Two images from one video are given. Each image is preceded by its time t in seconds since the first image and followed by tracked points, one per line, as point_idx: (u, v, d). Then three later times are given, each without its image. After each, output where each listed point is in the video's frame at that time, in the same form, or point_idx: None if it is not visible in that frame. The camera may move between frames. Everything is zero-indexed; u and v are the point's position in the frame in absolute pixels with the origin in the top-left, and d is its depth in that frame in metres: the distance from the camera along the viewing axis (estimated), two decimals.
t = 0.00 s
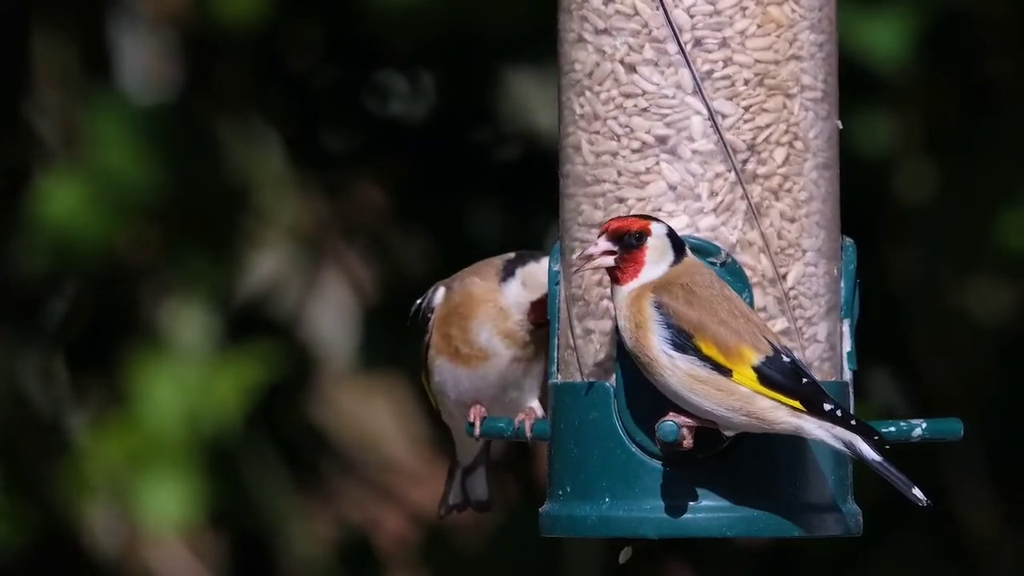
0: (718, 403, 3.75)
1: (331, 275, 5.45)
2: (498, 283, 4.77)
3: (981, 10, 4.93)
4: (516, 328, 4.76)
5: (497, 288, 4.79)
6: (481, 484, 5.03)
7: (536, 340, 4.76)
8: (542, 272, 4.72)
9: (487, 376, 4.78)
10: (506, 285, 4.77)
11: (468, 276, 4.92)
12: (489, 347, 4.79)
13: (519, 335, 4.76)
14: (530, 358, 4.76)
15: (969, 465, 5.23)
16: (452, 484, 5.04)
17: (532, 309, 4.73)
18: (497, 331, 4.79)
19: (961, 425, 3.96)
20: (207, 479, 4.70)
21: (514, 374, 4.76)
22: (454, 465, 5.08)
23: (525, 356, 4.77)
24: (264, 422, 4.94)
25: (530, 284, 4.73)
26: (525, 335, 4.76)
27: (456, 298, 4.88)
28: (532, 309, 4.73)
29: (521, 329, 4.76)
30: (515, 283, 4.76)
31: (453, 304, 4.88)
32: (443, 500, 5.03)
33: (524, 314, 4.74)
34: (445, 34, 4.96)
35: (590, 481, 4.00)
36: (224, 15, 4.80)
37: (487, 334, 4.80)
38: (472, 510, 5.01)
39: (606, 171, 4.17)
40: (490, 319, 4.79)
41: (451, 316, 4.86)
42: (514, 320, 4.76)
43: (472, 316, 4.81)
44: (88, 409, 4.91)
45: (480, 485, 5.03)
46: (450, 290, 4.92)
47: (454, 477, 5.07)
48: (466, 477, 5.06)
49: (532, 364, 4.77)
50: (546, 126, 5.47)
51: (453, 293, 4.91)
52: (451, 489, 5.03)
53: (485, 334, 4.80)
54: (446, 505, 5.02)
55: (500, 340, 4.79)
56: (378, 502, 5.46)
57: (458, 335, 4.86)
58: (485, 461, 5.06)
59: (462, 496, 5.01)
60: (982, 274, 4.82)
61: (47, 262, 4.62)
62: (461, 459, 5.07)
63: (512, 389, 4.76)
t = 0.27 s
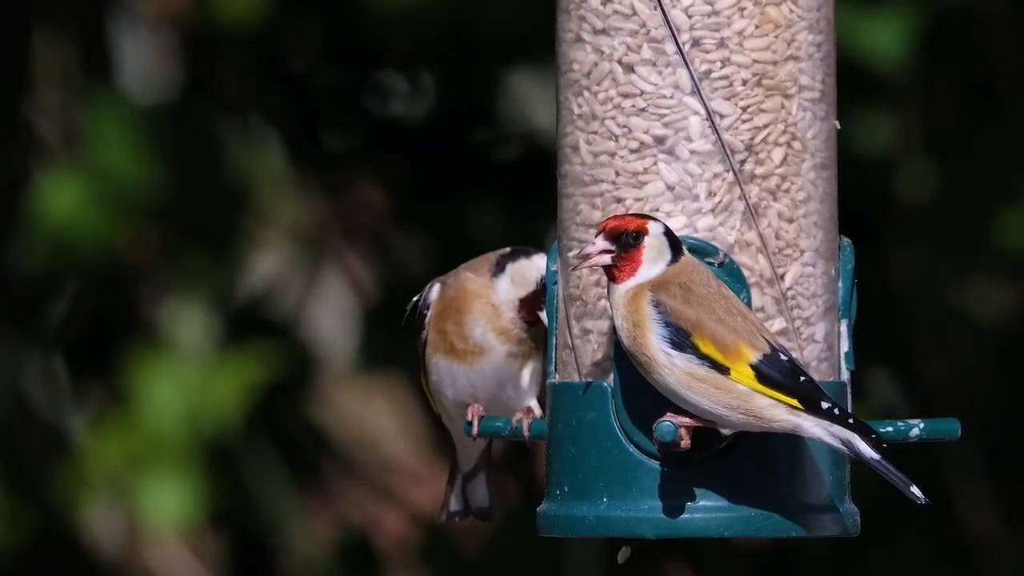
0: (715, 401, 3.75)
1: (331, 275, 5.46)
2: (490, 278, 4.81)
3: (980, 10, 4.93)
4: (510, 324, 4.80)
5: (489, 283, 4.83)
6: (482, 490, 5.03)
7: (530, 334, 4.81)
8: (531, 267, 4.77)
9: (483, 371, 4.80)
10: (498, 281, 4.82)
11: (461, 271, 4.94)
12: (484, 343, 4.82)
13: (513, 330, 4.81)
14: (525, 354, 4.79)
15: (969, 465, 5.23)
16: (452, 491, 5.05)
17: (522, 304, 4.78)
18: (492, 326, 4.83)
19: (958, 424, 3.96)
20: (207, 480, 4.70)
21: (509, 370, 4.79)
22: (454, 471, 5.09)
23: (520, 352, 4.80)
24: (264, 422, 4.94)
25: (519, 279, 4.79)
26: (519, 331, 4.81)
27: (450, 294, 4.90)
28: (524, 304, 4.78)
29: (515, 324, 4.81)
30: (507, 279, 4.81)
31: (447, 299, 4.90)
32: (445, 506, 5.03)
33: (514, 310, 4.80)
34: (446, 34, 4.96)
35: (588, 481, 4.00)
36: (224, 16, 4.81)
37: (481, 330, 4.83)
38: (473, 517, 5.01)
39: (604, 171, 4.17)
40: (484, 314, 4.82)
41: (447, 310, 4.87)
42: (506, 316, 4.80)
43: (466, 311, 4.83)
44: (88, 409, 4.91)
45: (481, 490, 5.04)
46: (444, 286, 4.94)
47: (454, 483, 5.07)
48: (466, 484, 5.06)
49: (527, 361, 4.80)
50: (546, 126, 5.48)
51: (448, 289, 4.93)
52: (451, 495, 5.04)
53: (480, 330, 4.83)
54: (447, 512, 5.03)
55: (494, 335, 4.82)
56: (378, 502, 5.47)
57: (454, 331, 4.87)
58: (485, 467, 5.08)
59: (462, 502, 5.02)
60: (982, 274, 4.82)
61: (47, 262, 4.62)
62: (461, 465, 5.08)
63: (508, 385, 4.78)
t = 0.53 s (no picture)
0: (714, 401, 3.75)
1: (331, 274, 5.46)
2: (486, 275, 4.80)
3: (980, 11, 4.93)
4: (509, 319, 4.78)
5: (486, 280, 4.82)
6: (481, 488, 4.99)
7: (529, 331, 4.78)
8: (529, 261, 4.74)
9: (483, 370, 4.78)
10: (495, 277, 4.80)
11: (458, 270, 4.95)
12: (484, 340, 4.80)
13: (513, 326, 4.78)
14: (525, 351, 4.76)
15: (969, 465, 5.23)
16: (452, 489, 5.01)
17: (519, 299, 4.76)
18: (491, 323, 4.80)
19: (957, 424, 3.95)
20: (207, 480, 4.69)
21: (510, 368, 4.76)
22: (454, 469, 5.05)
23: (521, 349, 4.77)
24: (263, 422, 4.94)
25: (516, 273, 4.76)
26: (519, 327, 4.78)
27: (449, 293, 4.91)
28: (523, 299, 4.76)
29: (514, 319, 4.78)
30: (502, 275, 4.79)
31: (446, 299, 4.91)
32: (444, 505, 5.00)
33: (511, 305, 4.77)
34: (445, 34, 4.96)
35: (586, 481, 4.00)
36: (224, 16, 4.81)
37: (481, 328, 4.81)
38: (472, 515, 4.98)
39: (603, 171, 4.17)
40: (484, 311, 4.80)
41: (445, 310, 4.88)
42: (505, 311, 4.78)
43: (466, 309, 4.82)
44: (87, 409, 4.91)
45: (480, 488, 5.00)
46: (442, 285, 4.95)
47: (453, 482, 5.03)
48: (466, 482, 5.02)
49: (528, 358, 4.76)
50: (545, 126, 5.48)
51: (446, 289, 4.93)
52: (450, 493, 5.00)
53: (479, 327, 4.81)
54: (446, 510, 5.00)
55: (494, 332, 4.80)
56: (378, 502, 5.47)
57: (452, 329, 4.87)
58: (485, 465, 5.03)
59: (462, 500, 4.98)
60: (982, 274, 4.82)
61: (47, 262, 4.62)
62: (461, 463, 5.03)
63: (507, 384, 4.75)
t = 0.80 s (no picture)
0: (713, 401, 3.74)
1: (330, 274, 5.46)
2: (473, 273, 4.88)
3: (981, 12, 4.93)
4: (506, 314, 4.81)
5: (475, 278, 4.89)
6: (484, 485, 4.99)
7: (528, 322, 4.81)
8: (504, 251, 4.87)
9: (483, 370, 4.78)
10: (483, 275, 4.88)
11: (453, 273, 4.96)
12: (483, 339, 4.80)
13: (511, 322, 4.81)
14: (524, 348, 4.76)
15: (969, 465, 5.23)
16: (454, 486, 5.01)
17: (510, 287, 4.83)
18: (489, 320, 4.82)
19: (956, 424, 3.95)
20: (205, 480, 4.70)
21: (510, 367, 4.76)
22: (455, 465, 5.04)
23: (519, 347, 4.77)
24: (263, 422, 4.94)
25: (498, 267, 4.86)
26: (516, 323, 4.80)
27: (445, 295, 4.92)
28: (512, 286, 4.83)
29: (510, 311, 4.82)
30: (489, 269, 4.87)
31: (444, 301, 4.91)
32: (445, 502, 5.00)
33: (504, 295, 4.83)
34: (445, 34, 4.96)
35: (585, 481, 4.00)
36: (223, 16, 4.81)
37: (479, 327, 4.82)
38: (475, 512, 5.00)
39: (602, 171, 4.17)
40: (481, 309, 4.83)
41: (442, 312, 4.89)
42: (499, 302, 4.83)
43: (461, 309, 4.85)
44: (87, 408, 4.91)
45: (483, 486, 5.00)
46: (437, 287, 4.97)
47: (455, 477, 5.03)
48: (468, 479, 5.02)
49: (528, 356, 4.76)
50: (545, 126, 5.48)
51: (443, 292, 4.93)
52: (453, 490, 5.00)
53: (477, 326, 4.82)
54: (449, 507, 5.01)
55: (492, 331, 4.81)
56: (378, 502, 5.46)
57: (451, 331, 4.88)
58: (487, 461, 5.02)
59: (465, 498, 4.99)
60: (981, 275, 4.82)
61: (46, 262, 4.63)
62: (463, 460, 5.03)
63: (507, 384, 4.75)
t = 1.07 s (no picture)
0: (715, 398, 3.75)
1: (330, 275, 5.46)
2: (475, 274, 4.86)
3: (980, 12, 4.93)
4: (506, 313, 4.81)
5: (476, 278, 4.87)
6: (485, 487, 5.00)
7: (530, 321, 4.81)
8: (505, 249, 4.84)
9: (484, 370, 4.78)
10: (484, 275, 4.86)
11: (453, 272, 4.95)
12: (484, 339, 4.80)
13: (512, 321, 4.80)
14: (525, 347, 4.76)
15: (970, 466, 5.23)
16: (455, 488, 5.01)
17: (512, 286, 4.82)
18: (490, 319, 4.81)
19: (957, 425, 3.96)
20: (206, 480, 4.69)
21: (511, 366, 4.76)
22: (456, 468, 5.06)
23: (520, 346, 4.77)
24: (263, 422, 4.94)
25: (499, 265, 4.84)
26: (518, 322, 4.80)
27: (445, 294, 4.91)
28: (516, 286, 4.82)
29: (512, 310, 4.81)
30: (491, 269, 4.85)
31: (444, 301, 4.90)
32: (447, 504, 5.02)
33: (507, 294, 4.82)
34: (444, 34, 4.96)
35: (586, 481, 4.00)
36: (223, 17, 4.82)
37: (480, 326, 4.82)
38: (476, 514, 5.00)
39: (603, 170, 4.17)
40: (482, 309, 4.82)
41: (443, 312, 4.89)
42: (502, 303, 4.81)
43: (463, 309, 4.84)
44: (87, 409, 4.91)
45: (484, 487, 5.01)
46: (437, 286, 4.96)
47: (456, 480, 5.04)
48: (469, 481, 5.03)
49: (529, 356, 4.76)
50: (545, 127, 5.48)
51: (443, 292, 4.92)
52: (454, 492, 5.01)
53: (478, 326, 4.82)
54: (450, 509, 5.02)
55: (493, 330, 4.80)
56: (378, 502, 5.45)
57: (452, 331, 4.88)
58: (488, 464, 5.03)
59: (466, 500, 4.99)
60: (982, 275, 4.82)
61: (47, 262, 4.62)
62: (464, 462, 5.04)
63: (508, 385, 4.76)
